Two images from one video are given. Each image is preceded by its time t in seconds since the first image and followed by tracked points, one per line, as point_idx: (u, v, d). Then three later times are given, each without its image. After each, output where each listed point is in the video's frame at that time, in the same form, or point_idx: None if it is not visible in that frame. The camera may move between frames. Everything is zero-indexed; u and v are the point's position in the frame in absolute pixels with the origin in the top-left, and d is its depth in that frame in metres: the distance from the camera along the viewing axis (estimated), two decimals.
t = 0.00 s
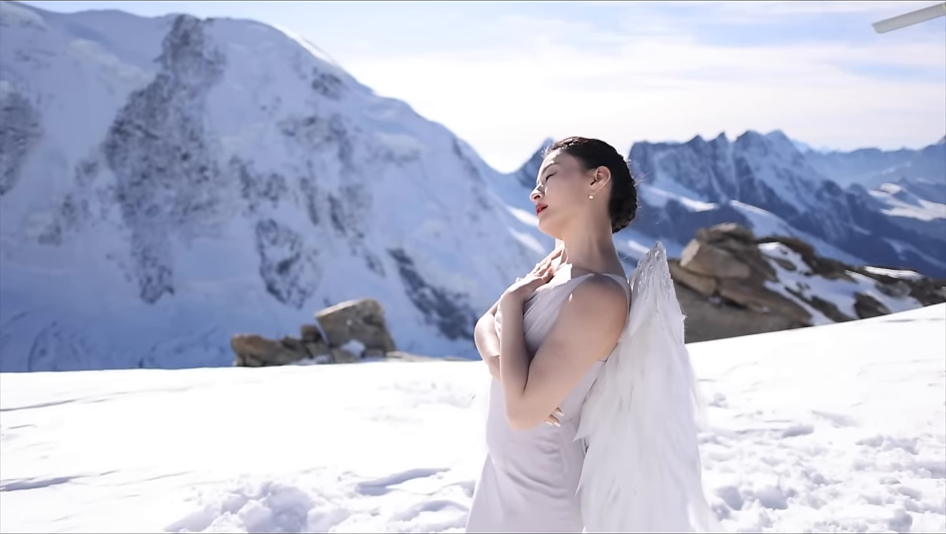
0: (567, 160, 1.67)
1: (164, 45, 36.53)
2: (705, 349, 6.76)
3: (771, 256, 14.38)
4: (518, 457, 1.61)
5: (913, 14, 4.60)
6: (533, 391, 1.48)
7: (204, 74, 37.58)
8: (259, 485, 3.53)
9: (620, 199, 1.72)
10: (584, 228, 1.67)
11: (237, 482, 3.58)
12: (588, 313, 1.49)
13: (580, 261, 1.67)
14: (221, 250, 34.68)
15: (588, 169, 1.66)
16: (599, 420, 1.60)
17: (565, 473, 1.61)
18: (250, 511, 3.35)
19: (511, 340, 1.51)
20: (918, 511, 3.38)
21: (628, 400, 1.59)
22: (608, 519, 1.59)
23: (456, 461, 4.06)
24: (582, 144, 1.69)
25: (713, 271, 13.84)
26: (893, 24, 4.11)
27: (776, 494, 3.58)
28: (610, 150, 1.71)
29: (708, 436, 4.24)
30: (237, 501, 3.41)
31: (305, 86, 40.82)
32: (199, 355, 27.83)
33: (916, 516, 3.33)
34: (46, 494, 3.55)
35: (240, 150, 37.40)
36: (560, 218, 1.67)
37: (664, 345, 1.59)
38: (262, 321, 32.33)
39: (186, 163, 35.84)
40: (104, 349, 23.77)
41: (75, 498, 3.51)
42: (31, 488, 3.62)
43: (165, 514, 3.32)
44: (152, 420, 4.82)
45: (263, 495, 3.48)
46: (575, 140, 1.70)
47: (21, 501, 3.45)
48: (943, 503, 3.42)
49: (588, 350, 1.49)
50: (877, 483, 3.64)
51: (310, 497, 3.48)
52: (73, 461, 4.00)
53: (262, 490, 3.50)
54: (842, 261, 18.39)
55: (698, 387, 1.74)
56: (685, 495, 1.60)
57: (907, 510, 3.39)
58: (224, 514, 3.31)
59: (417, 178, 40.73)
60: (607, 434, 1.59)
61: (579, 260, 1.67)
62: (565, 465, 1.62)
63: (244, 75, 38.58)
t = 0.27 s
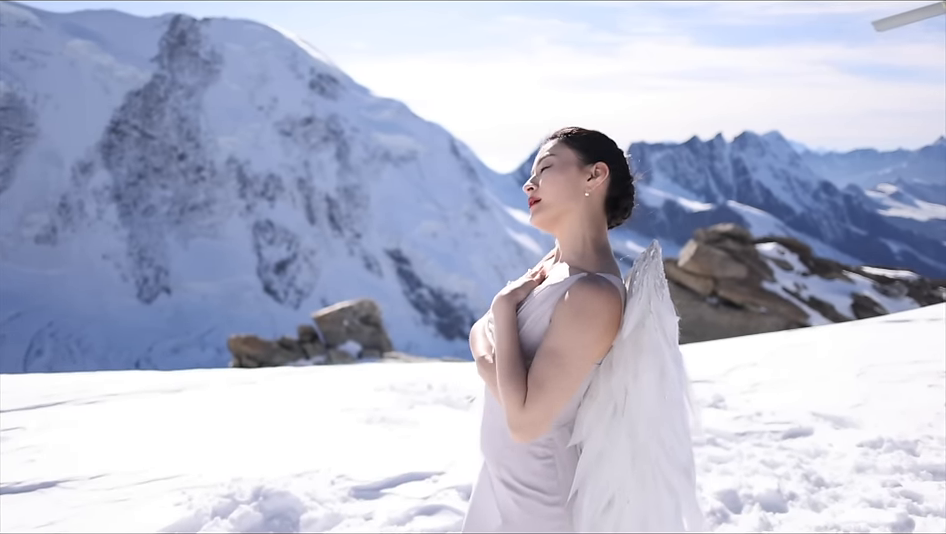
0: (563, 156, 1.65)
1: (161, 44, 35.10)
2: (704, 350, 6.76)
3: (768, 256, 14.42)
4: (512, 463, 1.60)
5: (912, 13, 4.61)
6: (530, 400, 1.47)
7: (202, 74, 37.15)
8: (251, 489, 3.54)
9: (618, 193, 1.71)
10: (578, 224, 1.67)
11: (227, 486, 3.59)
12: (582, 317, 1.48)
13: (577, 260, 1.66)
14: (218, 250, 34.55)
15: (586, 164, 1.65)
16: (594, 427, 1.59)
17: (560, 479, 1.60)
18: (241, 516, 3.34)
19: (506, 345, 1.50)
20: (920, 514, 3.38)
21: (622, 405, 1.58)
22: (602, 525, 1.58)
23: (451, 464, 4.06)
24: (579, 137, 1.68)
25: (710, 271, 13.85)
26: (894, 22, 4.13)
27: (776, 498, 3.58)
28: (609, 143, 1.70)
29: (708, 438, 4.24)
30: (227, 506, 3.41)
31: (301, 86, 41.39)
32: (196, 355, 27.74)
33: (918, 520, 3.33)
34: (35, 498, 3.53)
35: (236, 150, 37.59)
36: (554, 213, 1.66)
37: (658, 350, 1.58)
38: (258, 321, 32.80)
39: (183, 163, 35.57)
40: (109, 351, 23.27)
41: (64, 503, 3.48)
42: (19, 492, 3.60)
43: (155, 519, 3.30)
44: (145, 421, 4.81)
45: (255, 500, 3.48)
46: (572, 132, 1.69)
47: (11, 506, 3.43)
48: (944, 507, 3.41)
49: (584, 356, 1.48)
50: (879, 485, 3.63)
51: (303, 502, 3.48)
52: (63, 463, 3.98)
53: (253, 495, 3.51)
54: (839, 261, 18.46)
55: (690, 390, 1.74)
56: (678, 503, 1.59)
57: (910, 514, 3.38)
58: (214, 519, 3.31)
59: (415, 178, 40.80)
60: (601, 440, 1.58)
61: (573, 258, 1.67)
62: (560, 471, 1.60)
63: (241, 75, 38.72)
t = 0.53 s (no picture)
0: (561, 150, 1.64)
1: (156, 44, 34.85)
2: (702, 351, 6.76)
3: (765, 256, 14.44)
4: (505, 471, 1.60)
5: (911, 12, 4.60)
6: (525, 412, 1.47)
7: (198, 74, 37.03)
8: (241, 495, 3.53)
9: (614, 192, 1.70)
10: (570, 221, 1.66)
11: (217, 493, 3.58)
12: (577, 320, 1.47)
13: (570, 258, 1.65)
14: (215, 251, 34.41)
15: (584, 161, 1.64)
16: (588, 435, 1.59)
17: (555, 487, 1.59)
18: (231, 522, 3.33)
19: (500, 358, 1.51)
20: (924, 520, 3.36)
21: (615, 410, 1.58)
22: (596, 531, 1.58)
23: (446, 469, 4.04)
24: (579, 129, 1.66)
25: (708, 272, 13.86)
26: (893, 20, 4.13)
27: (777, 503, 3.58)
28: (608, 137, 1.69)
29: (707, 441, 4.24)
30: (217, 512, 3.40)
31: (299, 86, 41.44)
32: (192, 355, 27.67)
33: (922, 525, 3.31)
34: (20, 503, 3.49)
35: (233, 150, 37.46)
36: (546, 208, 1.65)
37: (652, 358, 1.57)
38: (254, 322, 32.67)
39: (180, 163, 35.29)
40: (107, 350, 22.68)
41: (51, 508, 3.45)
42: (6, 497, 3.57)
43: (143, 527, 3.29)
44: (137, 425, 4.78)
45: (245, 506, 3.47)
46: (570, 123, 1.68)
47: None
48: None
49: (581, 368, 1.48)
50: (881, 490, 3.62)
51: (294, 507, 3.47)
52: (52, 468, 3.96)
53: (243, 501, 3.50)
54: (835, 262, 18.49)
55: (683, 394, 1.73)
56: (673, 512, 1.59)
57: (912, 519, 3.37)
58: (202, 526, 3.29)
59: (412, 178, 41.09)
60: (596, 446, 1.59)
61: (565, 256, 1.66)
62: (554, 479, 1.59)
63: (238, 75, 38.65)
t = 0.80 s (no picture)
0: (556, 144, 1.63)
1: (154, 44, 36.17)
2: (700, 352, 6.75)
3: (763, 257, 14.43)
4: (500, 479, 1.63)
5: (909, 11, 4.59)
6: (519, 418, 1.50)
7: (195, 73, 37.30)
8: (231, 502, 3.54)
9: (609, 190, 1.69)
10: (560, 218, 1.66)
11: (206, 500, 3.60)
12: (566, 322, 1.50)
13: (563, 257, 1.65)
14: (212, 251, 34.25)
15: (579, 157, 1.64)
16: (581, 441, 1.61)
17: (548, 494, 1.62)
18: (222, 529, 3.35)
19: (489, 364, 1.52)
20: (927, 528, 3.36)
21: (607, 414, 1.59)
22: None
23: (441, 474, 4.04)
24: (576, 122, 1.66)
25: (706, 272, 13.87)
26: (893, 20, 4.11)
27: (777, 509, 3.58)
28: (605, 132, 1.68)
29: (706, 445, 4.23)
30: (206, 519, 3.41)
31: (296, 86, 40.75)
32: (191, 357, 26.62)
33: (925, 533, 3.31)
34: (8, 511, 3.48)
35: (232, 149, 37.20)
36: (537, 203, 1.65)
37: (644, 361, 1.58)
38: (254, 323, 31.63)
39: (177, 163, 34.90)
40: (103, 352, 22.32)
41: (38, 516, 3.44)
42: None
43: None
44: (130, 429, 4.77)
45: (235, 512, 3.48)
46: (568, 115, 1.67)
47: None
48: None
49: (577, 375, 1.50)
50: (884, 496, 3.62)
51: (285, 514, 3.47)
52: (41, 473, 3.94)
53: (234, 507, 3.51)
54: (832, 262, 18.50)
55: (677, 399, 1.72)
56: (662, 523, 1.57)
57: (916, 527, 3.37)
58: None
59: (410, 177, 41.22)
60: (589, 452, 1.60)
61: (555, 254, 1.66)
62: (548, 486, 1.62)
63: (235, 75, 38.62)
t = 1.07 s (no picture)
0: (550, 145, 1.64)
1: (152, 44, 35.71)
2: (698, 354, 6.75)
3: (761, 257, 14.40)
4: (491, 489, 1.66)
5: (907, 10, 4.59)
6: (515, 429, 1.51)
7: (193, 74, 36.73)
8: (222, 509, 3.56)
9: (602, 194, 1.70)
10: (551, 220, 1.67)
11: (196, 506, 3.62)
12: (561, 325, 1.51)
13: (556, 260, 1.66)
14: (211, 250, 34.14)
15: (574, 159, 1.64)
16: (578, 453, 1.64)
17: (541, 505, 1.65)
18: None
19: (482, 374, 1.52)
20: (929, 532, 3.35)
21: (604, 423, 1.61)
22: None
23: (436, 479, 4.05)
24: (573, 122, 1.65)
25: (704, 272, 13.92)
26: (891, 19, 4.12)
27: (777, 515, 3.57)
28: (601, 132, 1.68)
29: (704, 450, 4.25)
30: (196, 526, 3.43)
31: (295, 86, 40.87)
32: (188, 357, 26.41)
33: None
34: None
35: (229, 150, 37.15)
36: (527, 202, 1.66)
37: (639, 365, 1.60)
38: (252, 322, 31.65)
39: (175, 163, 35.08)
40: (100, 352, 22.10)
41: (25, 521, 3.43)
42: None
43: None
44: (123, 433, 4.76)
45: (225, 519, 3.51)
46: (565, 114, 1.66)
47: None
48: None
49: (573, 381, 1.52)
50: (886, 502, 3.61)
51: (276, 521, 3.50)
52: (30, 478, 3.92)
53: (224, 514, 3.54)
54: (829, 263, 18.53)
55: (669, 401, 1.74)
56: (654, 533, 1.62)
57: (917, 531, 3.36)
58: None
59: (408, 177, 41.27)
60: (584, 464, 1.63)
61: (545, 256, 1.67)
62: (542, 496, 1.65)
63: (233, 75, 38.41)
